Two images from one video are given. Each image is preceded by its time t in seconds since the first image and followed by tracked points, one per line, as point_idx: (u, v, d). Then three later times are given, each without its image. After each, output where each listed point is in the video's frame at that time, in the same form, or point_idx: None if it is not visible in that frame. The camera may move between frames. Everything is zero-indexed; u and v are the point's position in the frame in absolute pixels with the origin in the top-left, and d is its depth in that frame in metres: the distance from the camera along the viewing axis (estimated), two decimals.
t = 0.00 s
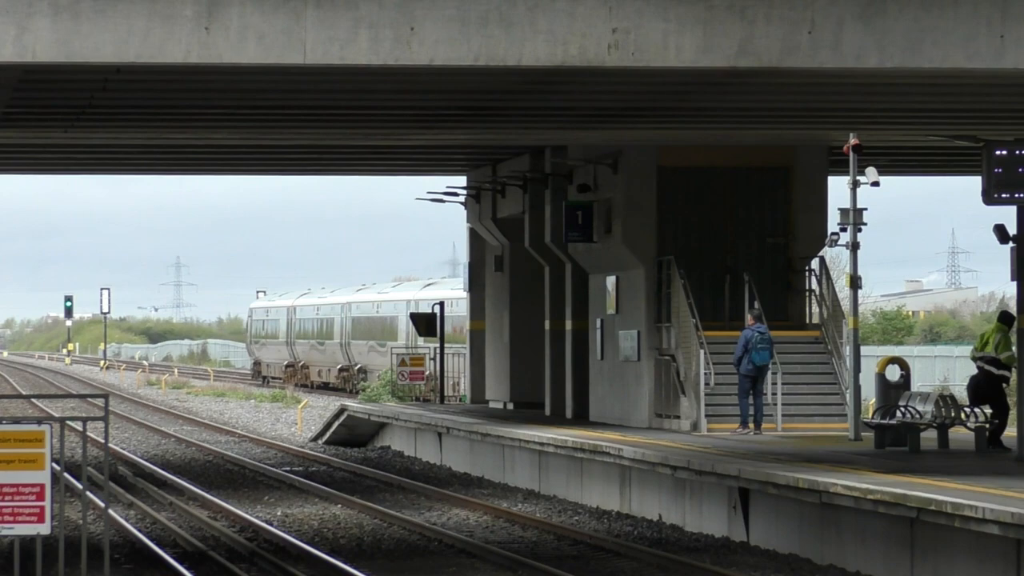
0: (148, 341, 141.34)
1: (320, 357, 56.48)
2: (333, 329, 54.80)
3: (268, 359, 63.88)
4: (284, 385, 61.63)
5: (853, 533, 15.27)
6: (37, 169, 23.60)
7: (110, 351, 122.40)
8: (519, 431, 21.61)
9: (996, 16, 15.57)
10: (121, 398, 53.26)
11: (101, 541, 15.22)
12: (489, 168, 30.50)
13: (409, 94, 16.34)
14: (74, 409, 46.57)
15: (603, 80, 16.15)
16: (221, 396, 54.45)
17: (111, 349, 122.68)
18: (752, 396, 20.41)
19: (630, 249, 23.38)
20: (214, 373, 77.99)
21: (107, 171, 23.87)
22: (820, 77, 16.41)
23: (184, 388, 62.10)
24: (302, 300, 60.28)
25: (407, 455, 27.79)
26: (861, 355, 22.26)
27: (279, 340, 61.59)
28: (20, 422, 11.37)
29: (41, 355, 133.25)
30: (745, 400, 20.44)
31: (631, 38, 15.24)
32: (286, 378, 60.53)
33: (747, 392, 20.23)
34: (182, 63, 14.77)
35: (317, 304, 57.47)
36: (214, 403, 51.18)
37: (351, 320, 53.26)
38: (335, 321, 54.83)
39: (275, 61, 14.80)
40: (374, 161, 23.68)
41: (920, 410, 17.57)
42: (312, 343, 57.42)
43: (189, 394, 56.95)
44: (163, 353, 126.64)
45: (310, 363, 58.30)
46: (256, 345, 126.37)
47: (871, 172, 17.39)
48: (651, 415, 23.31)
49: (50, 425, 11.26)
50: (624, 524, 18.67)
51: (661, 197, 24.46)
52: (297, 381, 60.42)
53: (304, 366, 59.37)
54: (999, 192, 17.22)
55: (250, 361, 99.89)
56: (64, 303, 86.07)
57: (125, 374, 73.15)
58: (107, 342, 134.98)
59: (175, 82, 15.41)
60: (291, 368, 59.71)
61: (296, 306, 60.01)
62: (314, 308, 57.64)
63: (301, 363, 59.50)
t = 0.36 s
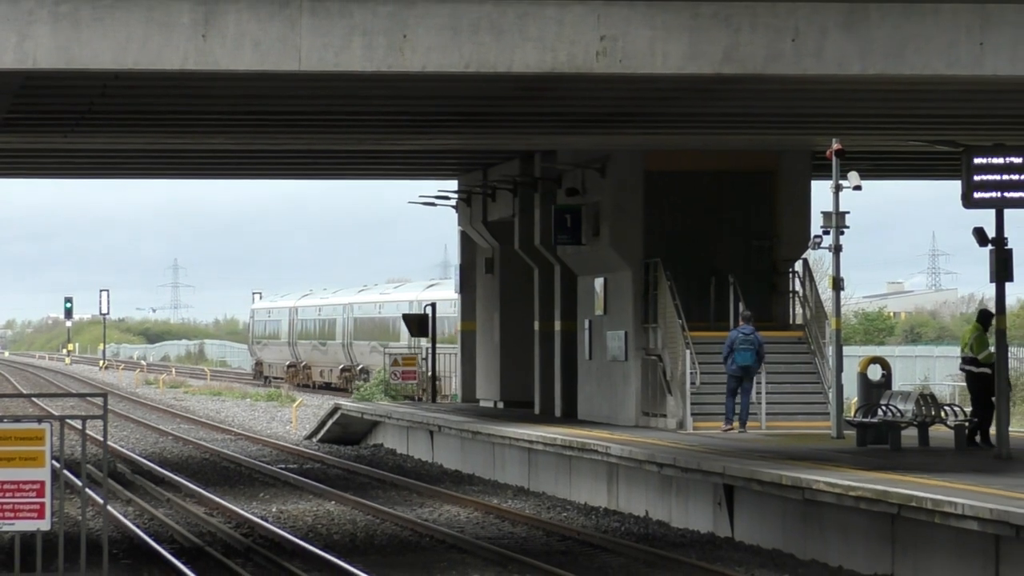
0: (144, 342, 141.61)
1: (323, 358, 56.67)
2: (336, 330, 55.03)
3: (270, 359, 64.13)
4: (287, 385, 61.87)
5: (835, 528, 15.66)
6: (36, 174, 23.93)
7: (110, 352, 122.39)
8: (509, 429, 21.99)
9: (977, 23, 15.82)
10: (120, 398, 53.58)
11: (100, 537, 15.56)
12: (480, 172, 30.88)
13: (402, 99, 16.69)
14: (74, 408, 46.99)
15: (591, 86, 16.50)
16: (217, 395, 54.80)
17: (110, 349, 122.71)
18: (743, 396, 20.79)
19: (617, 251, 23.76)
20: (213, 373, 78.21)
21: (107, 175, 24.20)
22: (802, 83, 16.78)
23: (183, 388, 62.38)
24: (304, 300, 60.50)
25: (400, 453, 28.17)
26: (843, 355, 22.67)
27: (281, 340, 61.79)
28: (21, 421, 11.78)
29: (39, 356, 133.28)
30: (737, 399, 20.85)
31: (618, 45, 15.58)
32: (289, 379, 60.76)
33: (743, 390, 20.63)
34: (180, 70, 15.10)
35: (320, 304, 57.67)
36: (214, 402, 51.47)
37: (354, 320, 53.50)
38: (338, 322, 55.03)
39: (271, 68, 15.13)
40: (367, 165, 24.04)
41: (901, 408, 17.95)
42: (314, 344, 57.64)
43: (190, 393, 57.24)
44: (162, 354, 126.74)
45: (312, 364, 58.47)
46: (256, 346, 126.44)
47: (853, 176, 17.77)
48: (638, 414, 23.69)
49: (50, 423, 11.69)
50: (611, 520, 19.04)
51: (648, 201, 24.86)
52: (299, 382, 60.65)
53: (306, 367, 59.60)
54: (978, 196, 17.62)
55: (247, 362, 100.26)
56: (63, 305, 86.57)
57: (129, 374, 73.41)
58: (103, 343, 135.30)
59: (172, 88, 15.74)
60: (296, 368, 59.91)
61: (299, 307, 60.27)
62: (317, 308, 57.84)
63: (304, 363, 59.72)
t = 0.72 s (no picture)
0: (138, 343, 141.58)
1: (322, 360, 56.78)
2: (336, 330, 55.17)
3: (270, 361, 64.30)
4: (287, 387, 62.02)
5: (817, 525, 16.03)
6: (32, 179, 24.23)
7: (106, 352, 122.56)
8: (497, 428, 22.34)
9: (954, 31, 16.18)
10: (116, 398, 53.84)
11: (97, 534, 15.88)
12: (469, 177, 31.26)
13: (392, 106, 17.02)
14: (72, 407, 47.34)
15: (577, 92, 16.84)
16: (211, 395, 55.08)
17: (105, 350, 122.90)
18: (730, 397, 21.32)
19: (603, 254, 24.13)
20: (211, 374, 78.25)
21: (105, 179, 24.51)
22: (784, 90, 17.14)
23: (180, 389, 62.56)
24: (304, 302, 60.68)
25: (391, 452, 28.51)
26: (824, 356, 23.05)
27: (281, 341, 61.96)
28: (20, 420, 12.13)
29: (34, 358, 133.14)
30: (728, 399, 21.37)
31: (604, 52, 15.92)
32: (287, 380, 60.91)
33: (730, 392, 21.11)
34: (175, 76, 15.40)
35: (320, 305, 57.80)
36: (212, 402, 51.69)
37: (354, 321, 53.66)
38: (338, 324, 55.17)
39: (264, 74, 15.45)
40: (358, 170, 24.37)
41: (880, 408, 18.53)
42: (313, 346, 57.75)
43: (189, 394, 57.40)
44: (157, 355, 126.70)
45: (312, 365, 58.54)
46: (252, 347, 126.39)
47: (833, 180, 18.16)
48: (624, 414, 24.06)
49: (47, 423, 12.00)
50: (598, 517, 19.39)
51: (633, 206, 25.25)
52: (298, 383, 60.82)
53: (306, 368, 59.71)
54: (956, 202, 18.00)
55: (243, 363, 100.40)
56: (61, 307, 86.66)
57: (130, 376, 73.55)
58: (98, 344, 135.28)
59: (167, 94, 16.07)
60: (298, 369, 59.97)
61: (299, 309, 60.44)
62: (316, 310, 57.97)
63: (303, 365, 59.84)
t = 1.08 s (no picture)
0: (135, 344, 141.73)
1: (325, 360, 57.05)
2: (339, 331, 55.45)
3: (275, 361, 64.59)
4: (291, 386, 62.32)
5: (803, 522, 16.40)
6: (34, 182, 24.57)
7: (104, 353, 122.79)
8: (489, 426, 22.70)
9: (937, 39, 16.56)
10: (117, 398, 54.17)
11: (98, 529, 16.22)
12: (462, 181, 31.65)
13: (386, 111, 17.38)
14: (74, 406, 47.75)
15: (568, 98, 17.20)
16: (209, 395, 55.42)
17: (104, 351, 123.21)
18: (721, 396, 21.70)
19: (593, 257, 24.49)
20: (211, 373, 78.57)
21: (103, 182, 24.84)
22: (770, 96, 17.50)
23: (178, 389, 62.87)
24: (308, 303, 60.92)
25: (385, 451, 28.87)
26: (810, 357, 23.45)
27: (284, 342, 62.23)
28: (22, 419, 12.58)
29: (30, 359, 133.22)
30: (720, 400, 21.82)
31: (594, 59, 16.27)
32: (292, 379, 61.22)
33: (720, 392, 21.47)
34: (174, 82, 15.72)
35: (323, 306, 58.07)
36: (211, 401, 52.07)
37: (356, 321, 53.92)
38: (341, 323, 55.46)
39: (261, 81, 15.78)
40: (353, 174, 24.73)
41: (866, 409, 18.71)
42: (317, 346, 58.00)
43: (189, 392, 57.72)
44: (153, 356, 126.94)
45: (315, 365, 58.80)
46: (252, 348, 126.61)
47: (818, 184, 18.55)
48: (613, 413, 24.43)
49: (49, 420, 12.50)
50: (587, 514, 19.77)
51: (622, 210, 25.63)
52: (301, 382, 61.12)
53: (309, 368, 59.99)
54: (939, 204, 18.41)
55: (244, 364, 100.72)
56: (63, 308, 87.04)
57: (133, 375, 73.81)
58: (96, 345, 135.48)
59: (167, 99, 16.39)
60: (302, 369, 60.22)
61: (302, 309, 60.71)
62: (320, 310, 58.22)
63: (306, 365, 60.11)
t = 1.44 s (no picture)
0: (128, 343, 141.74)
1: (323, 361, 57.18)
2: (336, 333, 55.59)
3: (272, 362, 64.77)
4: (289, 386, 62.51)
5: (784, 521, 16.77)
6: (29, 186, 24.90)
7: (98, 352, 123.00)
8: (476, 426, 23.06)
9: (915, 47, 16.92)
10: (112, 398, 54.41)
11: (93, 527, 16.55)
12: (449, 185, 32.08)
13: (376, 116, 17.71)
14: (69, 406, 48.02)
15: (554, 104, 17.52)
16: (203, 395, 55.72)
17: (99, 350, 123.35)
18: (711, 395, 22.13)
19: (578, 259, 24.88)
20: (205, 374, 78.75)
21: (97, 187, 25.15)
22: (751, 102, 17.86)
23: (172, 390, 63.07)
24: (305, 304, 61.06)
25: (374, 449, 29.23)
26: (790, 358, 23.86)
27: (282, 343, 62.40)
28: (19, 419, 13.08)
29: (23, 359, 133.16)
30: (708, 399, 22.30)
31: (579, 66, 16.60)
32: (290, 380, 61.38)
33: (709, 391, 21.88)
34: (168, 88, 16.01)
35: (321, 307, 58.21)
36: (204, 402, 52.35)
37: (354, 324, 54.05)
38: (338, 325, 55.60)
39: (252, 87, 16.08)
40: (342, 178, 25.08)
41: (844, 408, 19.40)
42: (315, 347, 58.18)
43: (185, 394, 57.95)
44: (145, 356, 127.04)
45: (314, 367, 58.94)
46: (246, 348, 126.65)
47: (798, 189, 18.95)
48: (598, 413, 24.81)
49: (44, 421, 13.02)
50: (572, 512, 20.13)
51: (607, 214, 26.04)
52: (299, 383, 61.30)
53: (307, 369, 60.14)
54: (917, 210, 18.84)
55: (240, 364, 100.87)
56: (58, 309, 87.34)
57: (131, 376, 74.01)
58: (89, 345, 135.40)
59: (161, 105, 16.71)
60: (299, 370, 60.40)
61: (300, 310, 60.85)
62: (318, 311, 58.36)
63: (305, 365, 60.22)
